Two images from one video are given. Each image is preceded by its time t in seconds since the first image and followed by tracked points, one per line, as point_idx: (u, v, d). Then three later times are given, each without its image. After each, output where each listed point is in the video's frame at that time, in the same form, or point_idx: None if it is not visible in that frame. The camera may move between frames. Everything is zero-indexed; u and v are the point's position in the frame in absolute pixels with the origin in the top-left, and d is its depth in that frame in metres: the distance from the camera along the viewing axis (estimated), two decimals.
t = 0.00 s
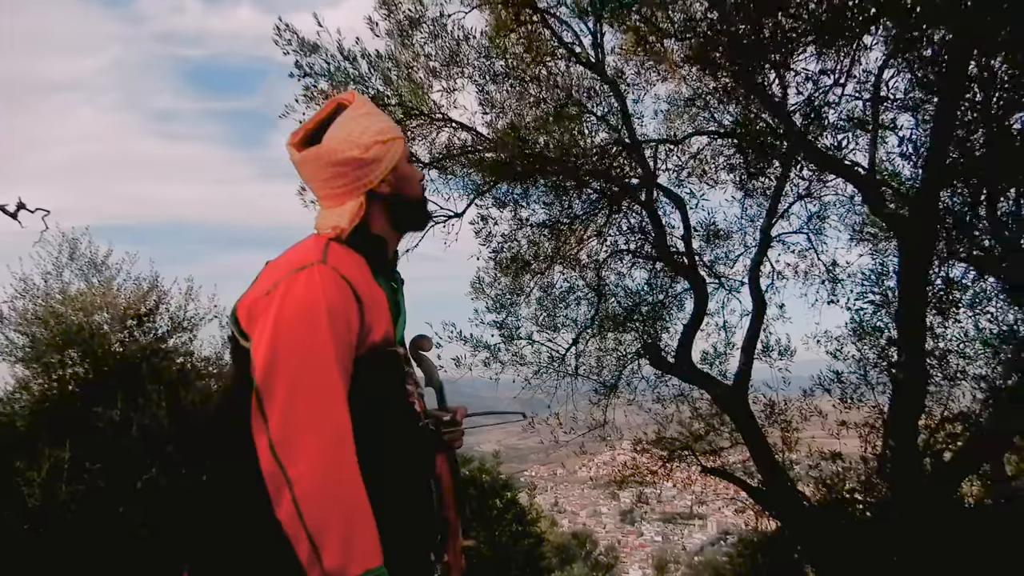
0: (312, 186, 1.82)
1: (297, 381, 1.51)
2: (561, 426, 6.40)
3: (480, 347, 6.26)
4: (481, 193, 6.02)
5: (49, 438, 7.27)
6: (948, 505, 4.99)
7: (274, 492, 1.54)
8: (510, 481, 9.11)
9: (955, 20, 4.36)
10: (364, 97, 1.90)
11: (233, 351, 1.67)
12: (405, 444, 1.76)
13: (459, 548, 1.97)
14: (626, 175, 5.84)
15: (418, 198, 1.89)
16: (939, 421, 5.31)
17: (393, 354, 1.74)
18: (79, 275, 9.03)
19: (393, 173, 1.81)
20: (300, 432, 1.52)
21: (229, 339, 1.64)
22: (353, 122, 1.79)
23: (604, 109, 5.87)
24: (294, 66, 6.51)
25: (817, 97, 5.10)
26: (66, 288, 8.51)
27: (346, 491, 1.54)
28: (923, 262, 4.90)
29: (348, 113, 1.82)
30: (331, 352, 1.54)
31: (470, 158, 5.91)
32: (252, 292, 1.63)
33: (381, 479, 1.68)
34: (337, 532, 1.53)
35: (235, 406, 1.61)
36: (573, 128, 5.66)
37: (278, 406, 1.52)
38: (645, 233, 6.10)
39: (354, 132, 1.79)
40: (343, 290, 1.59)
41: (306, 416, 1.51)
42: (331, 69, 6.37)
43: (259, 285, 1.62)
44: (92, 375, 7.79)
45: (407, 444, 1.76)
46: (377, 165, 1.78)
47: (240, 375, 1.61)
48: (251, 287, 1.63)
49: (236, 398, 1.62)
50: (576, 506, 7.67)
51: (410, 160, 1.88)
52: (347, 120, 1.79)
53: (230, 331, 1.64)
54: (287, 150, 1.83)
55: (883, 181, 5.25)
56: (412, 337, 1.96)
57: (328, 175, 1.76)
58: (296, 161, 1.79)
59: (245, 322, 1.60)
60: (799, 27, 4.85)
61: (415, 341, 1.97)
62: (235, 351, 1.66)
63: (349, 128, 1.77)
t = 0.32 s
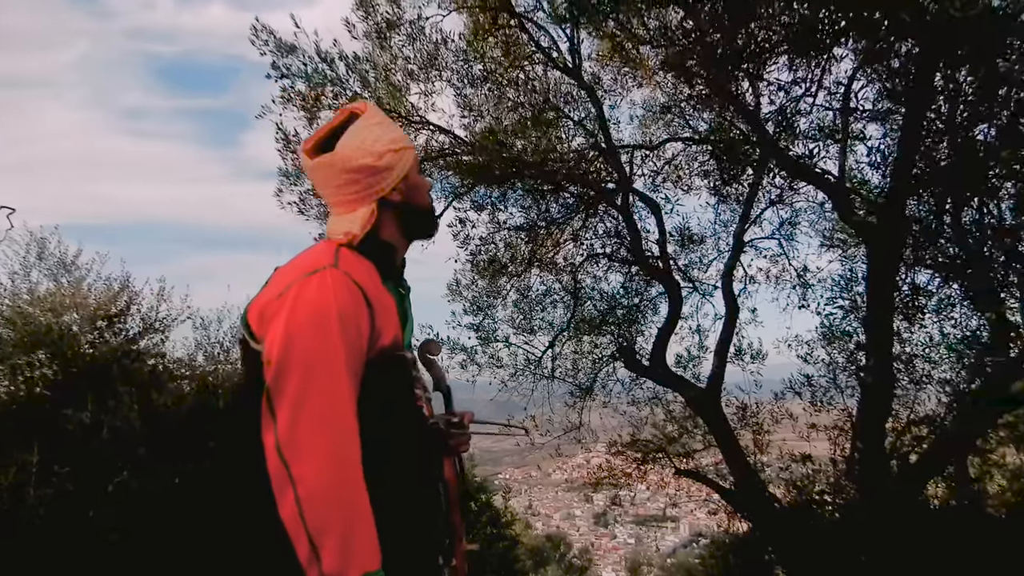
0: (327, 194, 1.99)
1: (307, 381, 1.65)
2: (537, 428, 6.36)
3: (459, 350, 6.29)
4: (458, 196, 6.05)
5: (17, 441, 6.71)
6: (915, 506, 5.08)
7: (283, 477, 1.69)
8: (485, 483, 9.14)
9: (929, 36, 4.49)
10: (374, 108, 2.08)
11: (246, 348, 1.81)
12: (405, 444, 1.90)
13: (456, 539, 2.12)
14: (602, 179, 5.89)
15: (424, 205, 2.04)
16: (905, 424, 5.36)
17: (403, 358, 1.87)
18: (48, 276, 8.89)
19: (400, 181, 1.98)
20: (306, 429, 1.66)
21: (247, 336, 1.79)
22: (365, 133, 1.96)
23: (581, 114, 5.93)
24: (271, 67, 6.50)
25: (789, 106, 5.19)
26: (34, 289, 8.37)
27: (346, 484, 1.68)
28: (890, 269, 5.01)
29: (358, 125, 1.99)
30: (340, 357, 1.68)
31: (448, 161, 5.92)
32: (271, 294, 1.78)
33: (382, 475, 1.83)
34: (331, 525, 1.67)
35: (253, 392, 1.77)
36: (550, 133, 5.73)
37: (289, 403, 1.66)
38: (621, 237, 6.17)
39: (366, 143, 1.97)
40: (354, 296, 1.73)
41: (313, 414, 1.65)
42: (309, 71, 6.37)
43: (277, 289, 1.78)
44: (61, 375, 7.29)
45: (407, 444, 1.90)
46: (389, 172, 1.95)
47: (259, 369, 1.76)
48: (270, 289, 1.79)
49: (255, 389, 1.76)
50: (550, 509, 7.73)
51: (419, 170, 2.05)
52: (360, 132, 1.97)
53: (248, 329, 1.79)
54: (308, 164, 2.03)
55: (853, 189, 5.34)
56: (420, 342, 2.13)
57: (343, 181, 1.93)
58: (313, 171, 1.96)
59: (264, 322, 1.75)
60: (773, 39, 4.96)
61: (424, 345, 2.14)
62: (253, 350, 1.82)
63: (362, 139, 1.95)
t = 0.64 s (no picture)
0: (331, 198, 1.77)
1: (316, 377, 1.44)
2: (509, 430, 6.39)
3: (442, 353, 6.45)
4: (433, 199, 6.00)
5: None
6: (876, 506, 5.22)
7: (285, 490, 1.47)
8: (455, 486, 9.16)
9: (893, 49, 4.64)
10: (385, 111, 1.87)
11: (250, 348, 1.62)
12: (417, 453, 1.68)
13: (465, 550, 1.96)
14: (576, 184, 5.95)
15: (434, 212, 1.83)
16: (867, 425, 5.52)
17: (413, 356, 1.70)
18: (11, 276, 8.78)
19: (413, 185, 1.77)
20: (312, 432, 1.44)
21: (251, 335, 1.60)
22: (373, 133, 1.74)
23: (556, 119, 5.99)
24: (246, 68, 6.49)
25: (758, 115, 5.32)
26: None
27: (355, 495, 1.45)
28: (855, 277, 5.14)
29: (368, 125, 1.78)
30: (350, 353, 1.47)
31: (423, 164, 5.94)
32: (279, 292, 1.60)
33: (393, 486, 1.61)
34: (337, 545, 1.43)
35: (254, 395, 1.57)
36: (526, 137, 5.81)
37: (296, 402, 1.45)
38: (594, 241, 6.23)
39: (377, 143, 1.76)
40: (366, 292, 1.54)
41: (322, 413, 1.44)
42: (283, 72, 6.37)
43: (284, 285, 1.59)
44: (23, 381, 7.28)
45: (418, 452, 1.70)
46: (398, 176, 1.73)
47: (264, 369, 1.56)
48: (277, 287, 1.61)
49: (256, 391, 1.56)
50: (519, 511, 7.78)
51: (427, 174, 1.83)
52: (372, 131, 1.76)
53: (254, 327, 1.61)
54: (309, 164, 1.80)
55: (819, 196, 5.44)
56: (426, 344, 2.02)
57: (350, 185, 1.71)
58: (317, 172, 1.74)
59: (272, 317, 1.57)
60: (745, 51, 5.04)
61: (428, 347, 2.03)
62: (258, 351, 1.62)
63: (371, 140, 1.73)
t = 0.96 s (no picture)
0: (332, 198, 1.79)
1: (325, 371, 1.49)
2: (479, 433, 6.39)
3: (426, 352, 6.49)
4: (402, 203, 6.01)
5: None
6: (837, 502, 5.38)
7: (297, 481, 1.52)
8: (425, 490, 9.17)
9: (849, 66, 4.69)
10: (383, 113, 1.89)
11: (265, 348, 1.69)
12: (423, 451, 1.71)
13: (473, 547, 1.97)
14: (545, 188, 6.01)
15: (432, 213, 1.85)
16: (829, 425, 5.66)
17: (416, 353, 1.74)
18: None
19: (412, 185, 1.79)
20: (322, 422, 1.48)
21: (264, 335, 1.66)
22: (375, 136, 1.76)
23: (524, 124, 6.04)
24: (212, 71, 6.46)
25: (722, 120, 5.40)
26: None
27: (364, 486, 1.48)
28: (816, 281, 5.29)
29: (369, 129, 1.79)
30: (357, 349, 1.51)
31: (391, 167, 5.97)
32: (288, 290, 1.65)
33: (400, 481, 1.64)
34: (347, 535, 1.46)
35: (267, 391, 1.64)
36: (495, 143, 5.86)
37: (307, 393, 1.49)
38: (562, 245, 6.27)
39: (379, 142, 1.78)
40: (374, 288, 1.58)
41: (332, 404, 1.48)
42: (251, 76, 6.39)
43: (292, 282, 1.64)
44: None
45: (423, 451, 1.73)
46: (398, 178, 1.74)
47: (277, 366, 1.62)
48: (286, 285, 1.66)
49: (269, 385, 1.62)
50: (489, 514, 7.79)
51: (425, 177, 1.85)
52: (373, 131, 1.77)
53: (266, 327, 1.66)
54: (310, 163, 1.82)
55: (782, 202, 5.54)
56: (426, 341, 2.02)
57: (352, 186, 1.73)
58: (319, 174, 1.76)
59: (281, 314, 1.63)
60: (709, 62, 5.10)
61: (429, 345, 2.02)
62: (268, 347, 1.67)
63: (372, 143, 1.74)
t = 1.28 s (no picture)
0: (331, 199, 1.75)
1: (338, 357, 1.43)
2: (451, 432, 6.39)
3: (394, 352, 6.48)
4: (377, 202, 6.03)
5: None
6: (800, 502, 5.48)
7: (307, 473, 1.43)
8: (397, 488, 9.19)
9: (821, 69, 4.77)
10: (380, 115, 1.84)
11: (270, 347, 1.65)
12: (428, 440, 1.67)
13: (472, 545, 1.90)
14: (520, 190, 6.07)
15: (432, 213, 1.78)
16: (795, 424, 5.74)
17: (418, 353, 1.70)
18: None
19: (413, 188, 1.73)
20: (331, 411, 1.41)
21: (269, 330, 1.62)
22: (376, 135, 1.70)
23: (499, 125, 6.06)
24: (186, 64, 6.41)
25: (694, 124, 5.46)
26: None
27: (380, 473, 1.40)
28: (785, 284, 5.35)
29: (371, 129, 1.75)
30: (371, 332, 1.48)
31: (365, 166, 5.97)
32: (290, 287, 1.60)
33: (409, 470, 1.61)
34: (362, 517, 1.37)
35: (272, 390, 1.60)
36: (470, 143, 5.86)
37: (312, 384, 1.43)
38: (535, 245, 6.32)
39: (377, 145, 1.72)
40: (384, 281, 1.56)
41: (343, 389, 1.41)
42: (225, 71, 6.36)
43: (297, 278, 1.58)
44: None
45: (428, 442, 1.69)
46: (402, 178, 1.71)
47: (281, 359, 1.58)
48: (289, 282, 1.62)
49: (275, 381, 1.58)
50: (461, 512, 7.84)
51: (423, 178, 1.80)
52: (372, 132, 1.72)
53: (270, 322, 1.62)
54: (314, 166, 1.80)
55: (751, 205, 5.63)
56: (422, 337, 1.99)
57: (353, 186, 1.69)
58: (320, 174, 1.73)
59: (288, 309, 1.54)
60: (679, 69, 5.17)
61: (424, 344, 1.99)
62: (275, 342, 1.59)
63: (373, 142, 1.69)
